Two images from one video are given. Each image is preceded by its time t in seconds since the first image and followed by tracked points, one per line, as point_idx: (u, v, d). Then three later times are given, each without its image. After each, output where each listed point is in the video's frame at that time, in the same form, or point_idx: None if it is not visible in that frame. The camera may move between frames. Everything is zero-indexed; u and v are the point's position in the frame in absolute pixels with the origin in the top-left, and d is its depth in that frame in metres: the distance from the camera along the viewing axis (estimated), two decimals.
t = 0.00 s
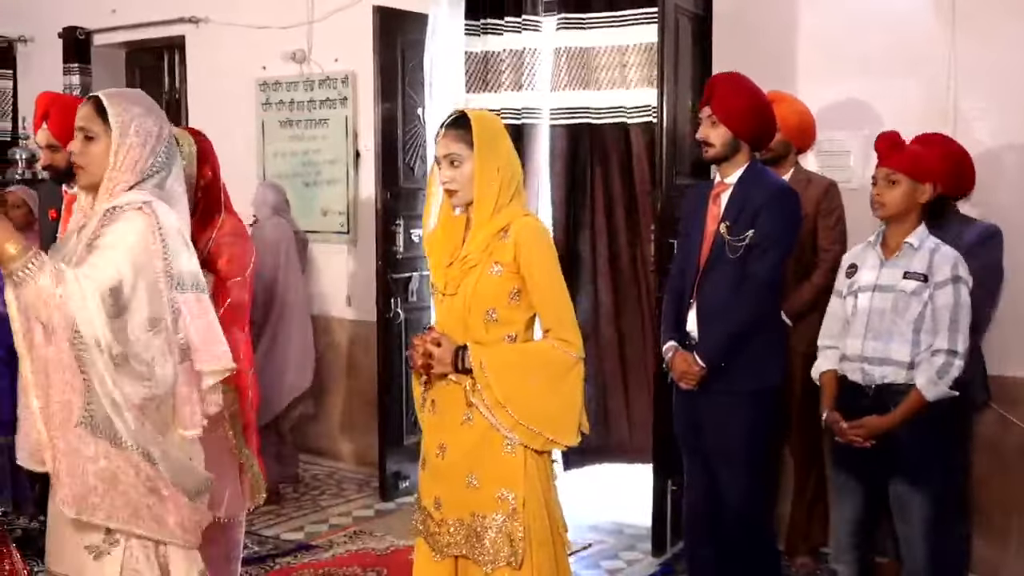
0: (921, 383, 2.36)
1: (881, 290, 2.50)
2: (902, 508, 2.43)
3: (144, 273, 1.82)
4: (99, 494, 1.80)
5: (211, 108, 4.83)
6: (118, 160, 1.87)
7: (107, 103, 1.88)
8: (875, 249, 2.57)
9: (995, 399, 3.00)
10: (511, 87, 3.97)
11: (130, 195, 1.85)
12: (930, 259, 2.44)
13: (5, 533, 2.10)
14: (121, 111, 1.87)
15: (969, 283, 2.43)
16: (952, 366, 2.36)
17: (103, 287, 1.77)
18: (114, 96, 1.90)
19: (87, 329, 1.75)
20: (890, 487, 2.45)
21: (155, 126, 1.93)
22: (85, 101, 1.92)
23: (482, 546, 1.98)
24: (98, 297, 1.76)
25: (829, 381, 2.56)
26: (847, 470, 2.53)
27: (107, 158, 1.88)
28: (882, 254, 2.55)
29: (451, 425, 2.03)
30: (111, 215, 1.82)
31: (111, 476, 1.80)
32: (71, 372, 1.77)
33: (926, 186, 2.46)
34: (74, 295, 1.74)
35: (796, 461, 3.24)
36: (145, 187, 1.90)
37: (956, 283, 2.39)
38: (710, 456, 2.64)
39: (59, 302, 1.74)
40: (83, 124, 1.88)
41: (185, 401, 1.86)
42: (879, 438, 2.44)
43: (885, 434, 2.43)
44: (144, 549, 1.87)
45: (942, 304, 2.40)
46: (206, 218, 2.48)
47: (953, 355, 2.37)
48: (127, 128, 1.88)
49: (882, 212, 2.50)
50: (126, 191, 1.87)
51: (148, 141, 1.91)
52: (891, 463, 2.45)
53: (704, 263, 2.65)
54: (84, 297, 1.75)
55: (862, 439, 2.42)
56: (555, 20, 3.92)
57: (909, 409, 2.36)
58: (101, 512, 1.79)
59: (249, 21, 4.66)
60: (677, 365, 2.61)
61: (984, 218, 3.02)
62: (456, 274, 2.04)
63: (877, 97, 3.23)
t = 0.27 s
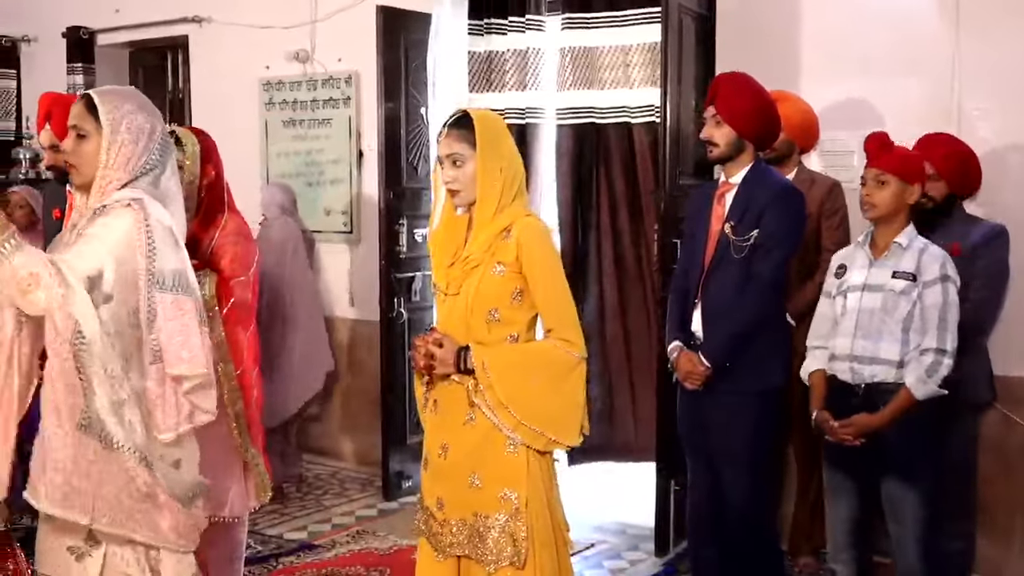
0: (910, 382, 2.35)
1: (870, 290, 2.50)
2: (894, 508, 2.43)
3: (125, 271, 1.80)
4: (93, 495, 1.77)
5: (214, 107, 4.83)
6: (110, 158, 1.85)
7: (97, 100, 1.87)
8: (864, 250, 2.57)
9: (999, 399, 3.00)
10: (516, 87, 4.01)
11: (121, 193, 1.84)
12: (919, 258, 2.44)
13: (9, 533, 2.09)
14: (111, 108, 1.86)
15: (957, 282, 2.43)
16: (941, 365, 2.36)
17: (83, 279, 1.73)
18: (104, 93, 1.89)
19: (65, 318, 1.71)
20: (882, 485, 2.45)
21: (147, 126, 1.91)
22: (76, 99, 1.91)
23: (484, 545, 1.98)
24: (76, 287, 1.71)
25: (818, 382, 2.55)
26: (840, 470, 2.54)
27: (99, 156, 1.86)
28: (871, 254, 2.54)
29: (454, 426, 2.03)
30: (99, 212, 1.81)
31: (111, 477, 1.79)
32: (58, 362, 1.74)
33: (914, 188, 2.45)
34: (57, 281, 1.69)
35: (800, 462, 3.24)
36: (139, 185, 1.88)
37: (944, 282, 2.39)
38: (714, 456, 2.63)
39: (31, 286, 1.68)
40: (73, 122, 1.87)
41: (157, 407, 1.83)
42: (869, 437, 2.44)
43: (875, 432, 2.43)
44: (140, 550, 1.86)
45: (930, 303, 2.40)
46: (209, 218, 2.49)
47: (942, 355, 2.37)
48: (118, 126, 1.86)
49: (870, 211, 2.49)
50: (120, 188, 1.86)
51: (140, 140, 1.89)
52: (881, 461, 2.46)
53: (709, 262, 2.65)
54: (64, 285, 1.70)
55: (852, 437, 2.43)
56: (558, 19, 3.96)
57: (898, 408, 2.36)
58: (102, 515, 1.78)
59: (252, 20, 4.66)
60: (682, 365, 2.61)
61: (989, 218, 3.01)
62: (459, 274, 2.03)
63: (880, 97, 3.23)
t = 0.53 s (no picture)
0: (903, 381, 2.35)
1: (861, 290, 2.49)
2: (889, 507, 2.43)
3: (121, 275, 1.78)
4: (92, 506, 1.73)
5: (217, 106, 4.84)
6: (111, 157, 1.85)
7: (96, 99, 1.87)
8: (855, 250, 2.56)
9: (1003, 398, 2.99)
10: (518, 86, 4.08)
11: (121, 193, 1.83)
12: (910, 257, 2.44)
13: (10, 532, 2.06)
14: (110, 108, 1.86)
15: (947, 282, 2.43)
16: (933, 364, 2.36)
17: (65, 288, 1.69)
18: (103, 91, 1.89)
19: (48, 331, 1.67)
20: (878, 485, 2.44)
21: (147, 122, 1.91)
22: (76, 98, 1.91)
23: (486, 545, 1.98)
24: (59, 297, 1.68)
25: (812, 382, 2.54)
26: (836, 469, 2.54)
27: (99, 155, 1.86)
28: (861, 254, 2.54)
29: (456, 425, 2.03)
30: (95, 214, 1.80)
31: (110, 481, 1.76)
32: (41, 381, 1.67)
33: (904, 188, 2.48)
34: (36, 296, 1.65)
35: (802, 462, 3.23)
36: (139, 183, 1.88)
37: (935, 282, 2.39)
38: (716, 455, 2.64)
39: (9, 303, 1.65)
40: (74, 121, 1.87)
41: (160, 410, 1.82)
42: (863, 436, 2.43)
43: (869, 432, 2.42)
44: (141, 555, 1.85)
45: (921, 302, 2.40)
46: (212, 217, 2.48)
47: (934, 353, 2.37)
48: (117, 124, 1.86)
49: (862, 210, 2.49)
50: (121, 187, 1.85)
51: (140, 138, 1.89)
52: (874, 459, 2.46)
53: (712, 261, 2.65)
54: (44, 298, 1.66)
55: (847, 437, 2.42)
56: (561, 19, 4.00)
57: (892, 406, 2.35)
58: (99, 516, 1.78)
59: (255, 19, 4.66)
60: (686, 364, 2.61)
61: (992, 217, 3.00)
62: (460, 273, 2.03)
63: (882, 97, 3.23)
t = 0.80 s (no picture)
0: (899, 381, 2.35)
1: (859, 290, 2.48)
2: (887, 507, 2.43)
3: (119, 279, 1.77)
4: (88, 508, 1.73)
5: (218, 106, 4.84)
6: (112, 156, 1.85)
7: (97, 99, 1.86)
8: (852, 250, 2.55)
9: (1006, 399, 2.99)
10: (521, 86, 4.08)
11: (121, 193, 1.83)
12: (907, 258, 2.43)
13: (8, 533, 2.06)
14: (110, 109, 1.86)
15: (944, 283, 2.42)
16: (930, 366, 2.35)
17: (55, 291, 1.69)
18: (105, 91, 1.88)
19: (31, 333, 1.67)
20: (876, 484, 2.44)
21: (147, 122, 1.91)
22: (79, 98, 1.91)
23: (488, 544, 1.98)
24: (45, 300, 1.68)
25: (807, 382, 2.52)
26: (836, 469, 2.53)
27: (100, 155, 1.86)
28: (858, 254, 2.53)
29: (457, 425, 2.02)
30: (93, 214, 1.80)
31: (109, 482, 1.75)
32: (27, 385, 1.68)
33: (903, 189, 2.48)
34: (14, 297, 1.66)
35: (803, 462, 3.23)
36: (140, 183, 1.88)
37: (931, 283, 2.38)
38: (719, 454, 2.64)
39: None
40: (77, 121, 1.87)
41: (170, 413, 1.82)
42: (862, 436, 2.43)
43: (868, 433, 2.42)
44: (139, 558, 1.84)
45: (918, 303, 2.39)
46: (214, 216, 2.48)
47: (931, 355, 2.36)
48: (118, 124, 1.85)
49: (861, 211, 2.49)
50: (123, 187, 1.85)
51: (140, 138, 1.89)
52: (871, 458, 2.46)
53: (714, 260, 2.65)
54: (25, 299, 1.67)
55: (844, 437, 2.42)
56: (563, 18, 4.00)
57: (888, 406, 2.36)
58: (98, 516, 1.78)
59: (257, 18, 4.66)
60: (687, 364, 2.61)
61: (995, 217, 3.00)
62: (462, 273, 2.03)
63: (885, 97, 3.22)
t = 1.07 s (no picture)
0: (899, 382, 2.35)
1: (860, 290, 2.49)
2: (888, 510, 2.43)
3: (117, 280, 1.77)
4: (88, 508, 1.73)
5: (220, 106, 4.84)
6: (112, 156, 1.85)
7: (97, 100, 1.87)
8: (855, 251, 2.56)
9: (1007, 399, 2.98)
10: (523, 86, 4.08)
11: (122, 193, 1.83)
12: (908, 258, 2.43)
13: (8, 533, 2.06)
14: (110, 109, 1.86)
15: (946, 283, 2.42)
16: (931, 366, 2.35)
17: (53, 292, 1.69)
18: (105, 91, 1.89)
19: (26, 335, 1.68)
20: (876, 486, 2.44)
21: (146, 120, 1.90)
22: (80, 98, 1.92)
23: (489, 544, 1.98)
24: (42, 301, 1.68)
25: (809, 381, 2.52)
26: (837, 469, 2.54)
27: (100, 156, 1.87)
28: (860, 255, 2.53)
29: (459, 425, 2.02)
30: (94, 213, 1.81)
31: (108, 483, 1.75)
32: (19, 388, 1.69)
33: (908, 189, 2.49)
34: (12, 299, 1.67)
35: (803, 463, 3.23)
36: (140, 183, 1.88)
37: (932, 283, 2.38)
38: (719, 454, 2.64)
39: None
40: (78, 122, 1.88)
41: (168, 414, 1.81)
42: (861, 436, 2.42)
43: (868, 434, 2.41)
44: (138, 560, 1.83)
45: (919, 303, 2.39)
46: (216, 216, 2.48)
47: (932, 355, 2.35)
48: (116, 123, 1.85)
49: (863, 211, 2.49)
50: (124, 187, 1.85)
51: (139, 136, 1.88)
52: (871, 460, 2.46)
53: (715, 261, 2.65)
54: (23, 300, 1.67)
55: (843, 438, 2.42)
56: (564, 18, 4.00)
57: (888, 407, 2.36)
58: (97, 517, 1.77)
59: (258, 18, 4.66)
60: (688, 364, 2.61)
61: (997, 217, 2.99)
62: (463, 273, 2.03)
63: (887, 97, 3.22)
